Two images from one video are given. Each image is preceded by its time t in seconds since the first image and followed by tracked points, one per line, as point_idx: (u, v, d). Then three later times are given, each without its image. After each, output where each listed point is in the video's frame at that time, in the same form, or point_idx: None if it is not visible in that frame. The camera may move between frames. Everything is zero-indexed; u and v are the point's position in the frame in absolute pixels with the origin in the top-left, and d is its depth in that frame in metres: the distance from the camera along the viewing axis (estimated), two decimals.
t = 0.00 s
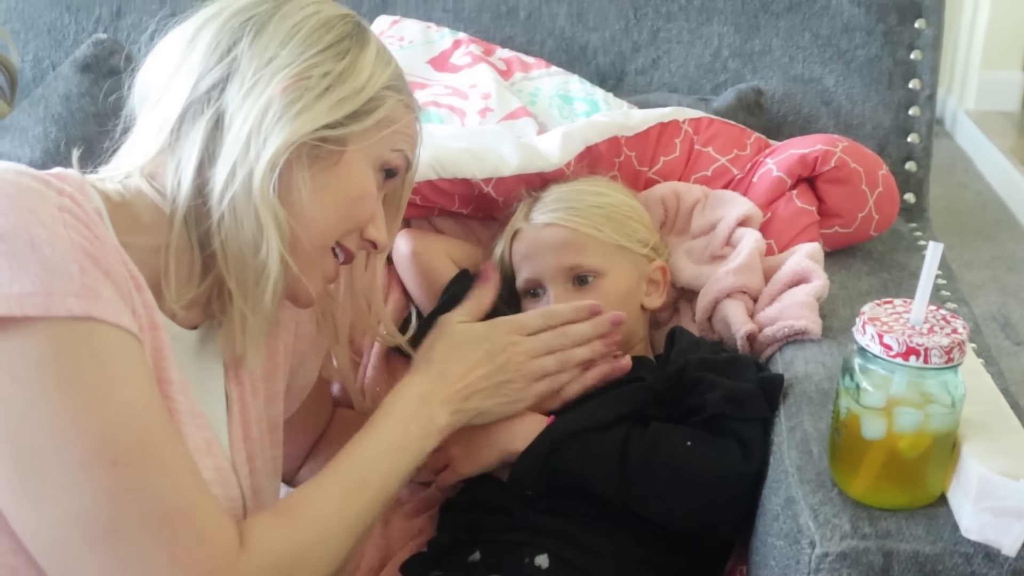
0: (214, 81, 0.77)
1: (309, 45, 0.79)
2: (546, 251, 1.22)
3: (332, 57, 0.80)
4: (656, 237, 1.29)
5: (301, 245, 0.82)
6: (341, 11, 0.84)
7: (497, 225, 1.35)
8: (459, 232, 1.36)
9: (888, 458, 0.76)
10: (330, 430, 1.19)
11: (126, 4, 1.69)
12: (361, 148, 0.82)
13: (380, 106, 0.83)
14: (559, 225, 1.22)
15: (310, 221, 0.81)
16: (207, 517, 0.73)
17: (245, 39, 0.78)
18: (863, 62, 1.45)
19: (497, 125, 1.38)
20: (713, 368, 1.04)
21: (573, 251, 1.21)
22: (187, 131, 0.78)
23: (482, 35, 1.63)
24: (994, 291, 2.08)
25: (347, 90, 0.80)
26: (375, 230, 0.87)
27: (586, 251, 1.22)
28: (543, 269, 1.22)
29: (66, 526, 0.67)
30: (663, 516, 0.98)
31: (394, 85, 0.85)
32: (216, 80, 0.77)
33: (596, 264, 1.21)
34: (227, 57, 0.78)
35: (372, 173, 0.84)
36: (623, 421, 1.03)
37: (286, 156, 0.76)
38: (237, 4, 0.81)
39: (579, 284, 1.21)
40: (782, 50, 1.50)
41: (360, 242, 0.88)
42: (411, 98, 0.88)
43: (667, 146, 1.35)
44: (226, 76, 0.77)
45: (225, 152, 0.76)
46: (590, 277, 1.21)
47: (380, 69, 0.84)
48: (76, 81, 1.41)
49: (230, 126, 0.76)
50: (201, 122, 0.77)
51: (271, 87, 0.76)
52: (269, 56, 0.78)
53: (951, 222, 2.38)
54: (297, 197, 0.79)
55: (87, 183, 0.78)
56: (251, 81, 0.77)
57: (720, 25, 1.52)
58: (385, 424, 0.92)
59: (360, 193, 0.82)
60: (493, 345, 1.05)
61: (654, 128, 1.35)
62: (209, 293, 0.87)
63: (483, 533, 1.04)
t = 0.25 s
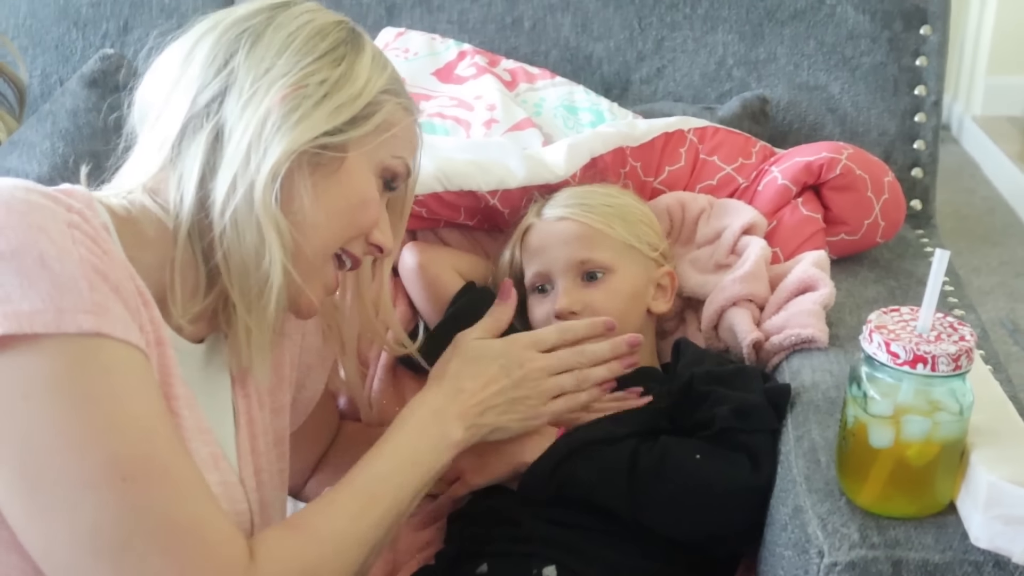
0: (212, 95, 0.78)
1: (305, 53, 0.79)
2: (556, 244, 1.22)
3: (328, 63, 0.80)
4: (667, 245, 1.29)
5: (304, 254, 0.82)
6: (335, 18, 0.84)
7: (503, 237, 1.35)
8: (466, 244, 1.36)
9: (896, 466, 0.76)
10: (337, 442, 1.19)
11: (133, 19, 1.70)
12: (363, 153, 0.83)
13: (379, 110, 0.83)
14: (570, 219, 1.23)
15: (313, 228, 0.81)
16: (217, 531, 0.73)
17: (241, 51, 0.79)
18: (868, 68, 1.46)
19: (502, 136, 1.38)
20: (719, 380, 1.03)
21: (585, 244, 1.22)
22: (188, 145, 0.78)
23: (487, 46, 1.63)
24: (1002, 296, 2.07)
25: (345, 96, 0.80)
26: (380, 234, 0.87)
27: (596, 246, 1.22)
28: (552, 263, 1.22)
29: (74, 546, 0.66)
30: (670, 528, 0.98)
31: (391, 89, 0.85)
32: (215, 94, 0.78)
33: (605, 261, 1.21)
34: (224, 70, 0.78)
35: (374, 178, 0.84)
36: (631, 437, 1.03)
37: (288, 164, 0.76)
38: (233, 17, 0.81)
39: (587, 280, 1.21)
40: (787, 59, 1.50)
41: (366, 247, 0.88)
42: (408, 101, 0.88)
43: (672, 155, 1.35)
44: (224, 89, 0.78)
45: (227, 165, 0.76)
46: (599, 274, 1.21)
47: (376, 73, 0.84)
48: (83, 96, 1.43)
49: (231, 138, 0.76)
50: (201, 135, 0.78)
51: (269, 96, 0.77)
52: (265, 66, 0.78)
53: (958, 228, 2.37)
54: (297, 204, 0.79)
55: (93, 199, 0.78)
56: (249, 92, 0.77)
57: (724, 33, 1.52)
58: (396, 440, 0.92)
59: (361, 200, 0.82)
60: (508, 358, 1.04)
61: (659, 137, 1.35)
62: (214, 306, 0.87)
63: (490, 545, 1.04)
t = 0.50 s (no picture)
0: (201, 104, 0.77)
1: (290, 53, 0.79)
2: (563, 238, 1.21)
3: (314, 62, 0.80)
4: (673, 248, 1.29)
5: (308, 253, 0.82)
6: (314, 14, 0.83)
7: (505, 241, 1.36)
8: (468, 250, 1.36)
9: (899, 471, 0.76)
10: (340, 448, 1.18)
11: (132, 27, 1.71)
12: (358, 146, 0.82)
13: (368, 102, 0.83)
14: (576, 214, 1.22)
15: (315, 228, 0.81)
16: (234, 524, 0.72)
17: (225, 57, 0.78)
18: (867, 70, 1.46)
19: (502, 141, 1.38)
20: (720, 390, 1.04)
21: (593, 238, 1.21)
22: (181, 156, 0.78)
23: (486, 51, 1.63)
24: (1003, 296, 2.07)
25: (335, 92, 0.80)
26: (382, 226, 0.88)
27: (602, 241, 1.22)
28: (559, 254, 1.22)
29: (87, 544, 0.66)
30: (673, 536, 0.97)
31: (378, 80, 0.85)
32: (204, 103, 0.77)
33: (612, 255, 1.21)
34: (210, 79, 0.78)
35: (370, 172, 0.84)
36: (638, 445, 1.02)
37: (285, 167, 0.76)
38: (213, 23, 0.81)
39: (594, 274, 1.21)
40: (786, 61, 1.50)
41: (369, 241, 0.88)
42: (395, 89, 0.88)
43: (673, 159, 1.35)
44: (213, 97, 0.77)
45: (222, 173, 0.76)
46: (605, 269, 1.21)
47: (361, 66, 0.83)
48: (83, 104, 1.44)
49: (224, 145, 0.76)
50: (193, 145, 0.77)
51: (259, 100, 0.76)
52: (251, 70, 0.77)
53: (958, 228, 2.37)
54: (297, 206, 0.80)
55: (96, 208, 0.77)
56: (237, 99, 0.76)
57: (723, 36, 1.52)
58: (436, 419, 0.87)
59: (360, 194, 0.82)
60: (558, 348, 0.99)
61: (660, 141, 1.35)
62: (220, 313, 0.87)
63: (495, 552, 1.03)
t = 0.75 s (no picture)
0: (202, 128, 0.77)
1: (290, 76, 0.79)
2: (566, 256, 1.22)
3: (314, 83, 0.80)
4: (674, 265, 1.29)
5: (314, 276, 0.83)
6: (312, 34, 0.83)
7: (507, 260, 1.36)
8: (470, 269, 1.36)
9: (901, 490, 0.76)
10: (341, 468, 1.18)
11: (135, 45, 1.71)
12: (360, 167, 0.83)
13: (368, 121, 0.83)
14: (580, 231, 1.23)
15: (320, 251, 0.82)
16: (263, 531, 0.73)
17: (226, 80, 0.78)
18: (867, 88, 1.46)
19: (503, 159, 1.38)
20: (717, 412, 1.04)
21: (596, 257, 1.21)
22: (183, 181, 0.78)
23: (487, 69, 1.64)
24: (1004, 312, 2.07)
25: (335, 114, 0.80)
26: (383, 242, 0.88)
27: (605, 259, 1.22)
28: (562, 272, 1.22)
29: (117, 555, 0.66)
30: (679, 558, 0.97)
31: (377, 98, 0.85)
32: (205, 127, 0.77)
33: (615, 272, 1.21)
34: (211, 102, 0.78)
35: (371, 191, 0.85)
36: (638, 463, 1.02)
37: (290, 192, 0.77)
38: (212, 44, 0.81)
39: (597, 292, 1.21)
40: (786, 79, 1.51)
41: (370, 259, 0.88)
42: (393, 105, 0.88)
43: (673, 178, 1.36)
44: (214, 121, 0.77)
45: (229, 200, 0.77)
46: (609, 287, 1.21)
47: (360, 84, 0.83)
48: (85, 123, 1.44)
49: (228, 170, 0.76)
50: (196, 169, 0.77)
51: (261, 126, 0.76)
52: (252, 94, 0.78)
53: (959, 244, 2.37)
54: (303, 231, 0.80)
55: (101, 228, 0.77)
56: (239, 124, 0.77)
57: (723, 54, 1.53)
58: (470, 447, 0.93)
59: (362, 213, 0.83)
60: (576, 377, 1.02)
61: (660, 159, 1.36)
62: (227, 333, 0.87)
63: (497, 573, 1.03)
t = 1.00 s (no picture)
0: (197, 152, 0.77)
1: (285, 100, 0.79)
2: (563, 276, 1.21)
3: (310, 108, 0.80)
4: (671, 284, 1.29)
5: (307, 301, 0.84)
6: (308, 56, 0.83)
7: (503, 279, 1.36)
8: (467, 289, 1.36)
9: (897, 509, 0.76)
10: (336, 488, 1.18)
11: (131, 66, 1.72)
12: (354, 192, 0.83)
13: (364, 145, 0.83)
14: (576, 251, 1.23)
15: (313, 277, 0.82)
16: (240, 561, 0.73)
17: (221, 104, 0.78)
18: (862, 106, 1.47)
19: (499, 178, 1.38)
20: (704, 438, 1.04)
21: (593, 277, 1.21)
22: (177, 205, 0.78)
23: (483, 89, 1.64)
24: (1001, 328, 2.07)
25: (330, 139, 0.80)
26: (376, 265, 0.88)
27: (602, 279, 1.22)
28: (559, 292, 1.21)
29: None
30: None
31: (373, 121, 0.85)
32: (199, 150, 0.77)
33: (612, 293, 1.21)
34: (206, 125, 0.78)
35: (364, 214, 0.85)
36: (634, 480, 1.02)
37: (284, 222, 0.77)
38: (207, 66, 0.81)
39: (594, 313, 1.21)
40: (781, 97, 1.51)
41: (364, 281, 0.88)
42: (388, 127, 0.88)
43: (669, 197, 1.36)
44: (208, 145, 0.77)
45: (223, 225, 0.77)
46: (605, 307, 1.21)
47: (356, 107, 0.83)
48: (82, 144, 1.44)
49: (223, 195, 0.76)
50: (190, 194, 0.77)
51: (256, 152, 0.76)
52: (247, 120, 0.78)
53: (956, 260, 2.37)
54: (297, 258, 0.81)
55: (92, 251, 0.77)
56: (233, 149, 0.77)
57: (718, 73, 1.53)
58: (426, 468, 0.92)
59: (357, 236, 0.83)
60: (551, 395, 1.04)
61: (656, 178, 1.36)
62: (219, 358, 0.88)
63: None
